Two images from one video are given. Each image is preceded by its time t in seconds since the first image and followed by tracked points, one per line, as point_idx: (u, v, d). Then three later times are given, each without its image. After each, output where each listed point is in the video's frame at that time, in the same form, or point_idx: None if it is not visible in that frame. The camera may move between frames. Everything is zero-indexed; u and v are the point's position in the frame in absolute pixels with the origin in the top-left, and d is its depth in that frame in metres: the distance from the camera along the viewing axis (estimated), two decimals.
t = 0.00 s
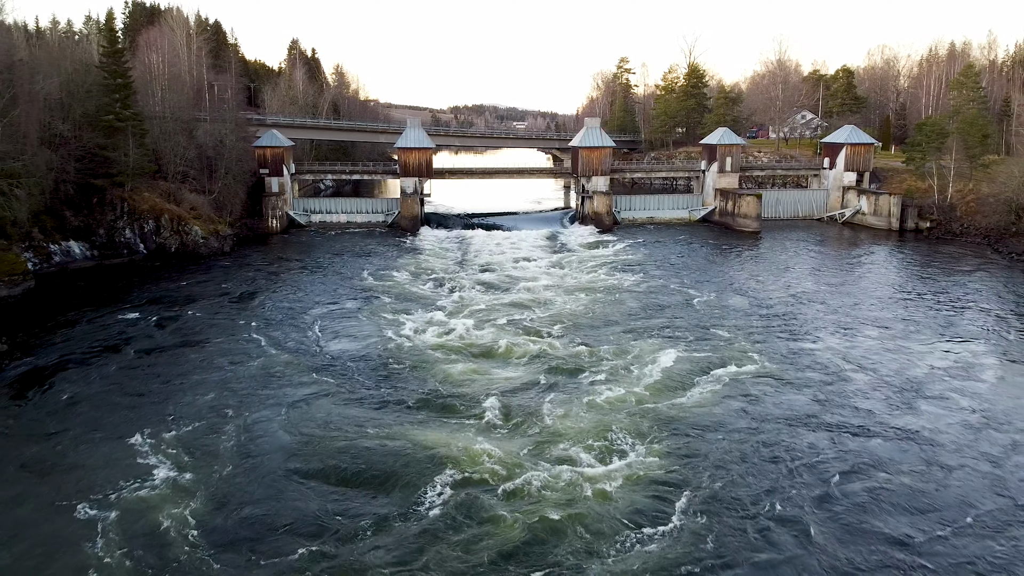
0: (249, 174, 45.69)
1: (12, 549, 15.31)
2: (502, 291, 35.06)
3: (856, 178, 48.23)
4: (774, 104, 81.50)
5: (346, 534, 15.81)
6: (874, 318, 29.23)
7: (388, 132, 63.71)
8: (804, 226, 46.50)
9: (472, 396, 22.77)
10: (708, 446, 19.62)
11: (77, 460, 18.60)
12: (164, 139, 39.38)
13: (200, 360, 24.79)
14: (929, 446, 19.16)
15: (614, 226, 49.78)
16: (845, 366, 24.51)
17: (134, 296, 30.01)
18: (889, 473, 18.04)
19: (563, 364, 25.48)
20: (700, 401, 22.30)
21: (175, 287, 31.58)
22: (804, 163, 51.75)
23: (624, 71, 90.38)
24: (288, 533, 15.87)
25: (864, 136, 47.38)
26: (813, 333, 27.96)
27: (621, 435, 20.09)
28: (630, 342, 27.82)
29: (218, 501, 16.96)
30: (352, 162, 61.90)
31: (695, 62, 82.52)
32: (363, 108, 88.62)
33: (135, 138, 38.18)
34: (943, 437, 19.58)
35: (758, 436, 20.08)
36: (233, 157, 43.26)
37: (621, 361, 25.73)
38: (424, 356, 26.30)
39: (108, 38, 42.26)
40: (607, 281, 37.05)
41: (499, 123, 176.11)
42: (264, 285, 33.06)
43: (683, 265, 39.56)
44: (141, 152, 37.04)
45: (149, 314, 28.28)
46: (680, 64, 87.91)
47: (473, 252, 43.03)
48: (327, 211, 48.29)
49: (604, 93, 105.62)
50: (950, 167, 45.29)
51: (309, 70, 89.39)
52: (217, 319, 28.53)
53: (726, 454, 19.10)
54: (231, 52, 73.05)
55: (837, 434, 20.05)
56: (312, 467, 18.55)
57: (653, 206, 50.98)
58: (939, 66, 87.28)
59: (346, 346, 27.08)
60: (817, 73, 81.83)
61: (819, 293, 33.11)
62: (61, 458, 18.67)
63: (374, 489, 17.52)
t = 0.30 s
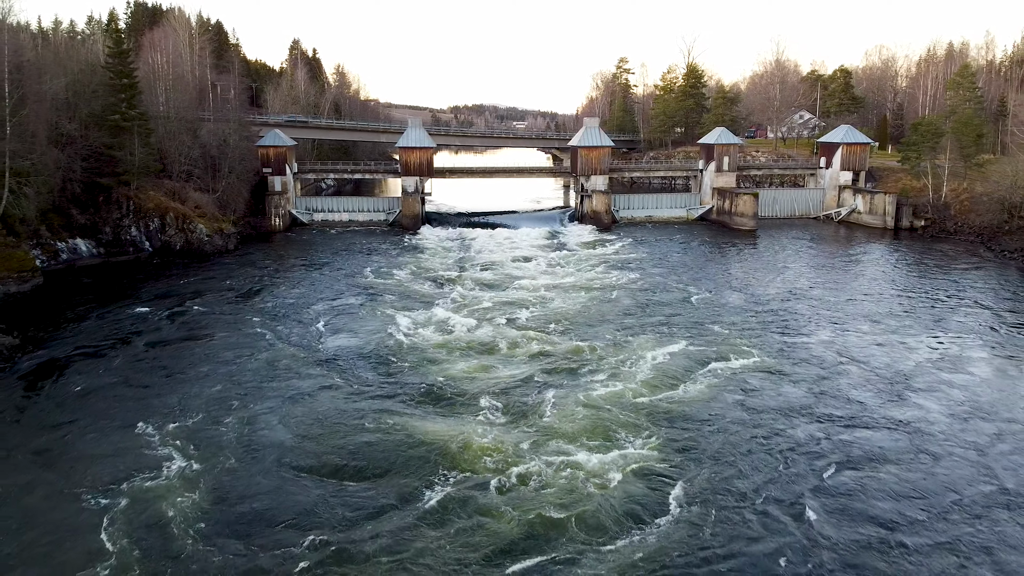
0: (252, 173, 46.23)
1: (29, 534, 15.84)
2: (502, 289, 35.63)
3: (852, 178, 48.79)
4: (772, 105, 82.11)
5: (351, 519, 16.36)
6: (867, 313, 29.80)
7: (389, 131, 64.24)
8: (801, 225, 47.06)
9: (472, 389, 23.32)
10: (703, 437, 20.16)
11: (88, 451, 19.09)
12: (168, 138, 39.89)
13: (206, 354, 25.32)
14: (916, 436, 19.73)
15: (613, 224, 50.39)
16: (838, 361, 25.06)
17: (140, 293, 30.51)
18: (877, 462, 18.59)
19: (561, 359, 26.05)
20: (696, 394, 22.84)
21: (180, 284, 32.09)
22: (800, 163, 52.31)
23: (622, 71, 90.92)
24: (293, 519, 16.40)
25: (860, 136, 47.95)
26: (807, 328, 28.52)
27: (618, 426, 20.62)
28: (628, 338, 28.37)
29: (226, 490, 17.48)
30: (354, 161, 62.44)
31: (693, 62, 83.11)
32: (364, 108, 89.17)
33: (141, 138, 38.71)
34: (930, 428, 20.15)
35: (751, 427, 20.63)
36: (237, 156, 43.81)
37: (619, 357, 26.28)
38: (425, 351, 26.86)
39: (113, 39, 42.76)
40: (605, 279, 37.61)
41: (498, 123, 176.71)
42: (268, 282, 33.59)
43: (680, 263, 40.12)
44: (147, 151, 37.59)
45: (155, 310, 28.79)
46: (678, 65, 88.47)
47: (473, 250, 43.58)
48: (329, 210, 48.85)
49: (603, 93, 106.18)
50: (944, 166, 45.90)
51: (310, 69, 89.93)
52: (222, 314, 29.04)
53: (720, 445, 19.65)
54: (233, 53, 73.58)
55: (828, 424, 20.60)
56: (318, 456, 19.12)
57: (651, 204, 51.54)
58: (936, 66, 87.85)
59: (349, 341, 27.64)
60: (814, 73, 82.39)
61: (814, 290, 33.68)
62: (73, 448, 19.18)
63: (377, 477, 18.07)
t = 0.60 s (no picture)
0: (255, 172, 46.80)
1: (44, 519, 16.38)
2: (502, 287, 36.19)
3: (848, 177, 49.32)
4: (770, 105, 82.74)
5: (356, 506, 16.92)
6: (862, 310, 30.33)
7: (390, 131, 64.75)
8: (798, 223, 47.59)
9: (473, 383, 23.87)
10: (697, 428, 20.71)
11: (99, 442, 19.59)
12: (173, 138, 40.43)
13: (212, 348, 25.84)
14: (905, 426, 20.28)
15: (611, 223, 51.03)
16: (831, 355, 25.59)
17: (146, 289, 31.04)
18: (866, 450, 19.14)
19: (559, 355, 26.64)
20: (692, 387, 23.37)
21: (185, 281, 32.62)
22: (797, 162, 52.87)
23: (621, 71, 91.42)
24: (299, 505, 16.94)
25: (856, 135, 48.49)
26: (802, 324, 29.04)
27: (616, 419, 21.16)
28: (625, 335, 28.91)
29: (235, 479, 18.03)
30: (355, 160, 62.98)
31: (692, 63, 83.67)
32: (365, 108, 89.65)
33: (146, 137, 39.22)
34: (918, 418, 20.72)
35: (744, 419, 21.18)
36: (240, 155, 44.40)
37: (617, 353, 26.80)
38: (427, 347, 27.41)
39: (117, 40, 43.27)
40: (603, 277, 38.16)
41: (498, 122, 177.34)
42: (271, 279, 34.13)
43: (678, 261, 40.68)
44: (152, 151, 38.18)
45: (161, 306, 29.30)
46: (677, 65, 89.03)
47: (473, 248, 44.13)
48: (331, 209, 49.40)
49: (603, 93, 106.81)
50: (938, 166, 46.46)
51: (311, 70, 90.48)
52: (227, 310, 29.58)
53: (714, 436, 20.20)
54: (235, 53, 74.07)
55: (819, 416, 21.12)
56: (323, 447, 19.66)
57: (650, 203, 52.10)
58: (934, 66, 88.36)
59: (352, 337, 28.16)
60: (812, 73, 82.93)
61: (809, 287, 34.18)
62: (85, 440, 19.69)
63: (381, 466, 18.66)
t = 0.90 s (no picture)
0: (258, 171, 47.35)
1: (57, 508, 16.88)
2: (503, 285, 36.75)
3: (844, 176, 49.87)
4: (768, 105, 83.41)
5: (360, 494, 17.46)
6: (855, 306, 30.91)
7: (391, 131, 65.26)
8: (794, 222, 48.13)
9: (475, 378, 24.45)
10: (693, 420, 21.26)
11: (110, 433, 20.12)
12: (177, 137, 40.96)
13: (218, 343, 26.40)
14: (894, 417, 20.85)
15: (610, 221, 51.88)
16: (824, 350, 26.15)
17: (153, 286, 31.60)
18: (856, 441, 19.68)
19: (557, 351, 27.21)
20: (688, 381, 23.93)
21: (191, 278, 33.16)
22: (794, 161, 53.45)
23: (621, 71, 91.95)
24: (305, 494, 17.47)
25: (852, 135, 49.06)
26: (797, 320, 29.59)
27: (614, 412, 21.72)
28: (623, 331, 29.47)
29: (243, 468, 18.58)
30: (357, 160, 63.55)
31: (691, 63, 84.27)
32: (366, 109, 90.26)
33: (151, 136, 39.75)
34: (907, 409, 21.27)
35: (739, 411, 21.72)
36: (243, 155, 44.95)
37: (615, 348, 27.36)
38: (429, 343, 27.98)
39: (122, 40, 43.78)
40: (602, 275, 38.73)
41: (498, 122, 177.99)
42: (275, 276, 34.67)
43: (675, 259, 41.24)
44: (158, 150, 38.72)
45: (168, 302, 29.86)
46: (677, 65, 89.62)
47: (473, 246, 44.72)
48: (333, 207, 49.98)
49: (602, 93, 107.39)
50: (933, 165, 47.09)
51: (312, 70, 91.09)
52: (233, 307, 30.14)
53: (709, 428, 20.73)
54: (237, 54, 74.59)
55: (812, 408, 21.70)
56: (328, 439, 20.22)
57: (648, 202, 52.69)
58: (932, 67, 88.91)
59: (355, 333, 28.72)
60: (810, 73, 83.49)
61: (804, 284, 34.75)
62: (97, 430, 20.22)
63: (385, 457, 19.23)
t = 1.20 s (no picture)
0: (261, 170, 47.86)
1: (71, 495, 17.41)
2: (502, 283, 37.26)
3: (841, 175, 50.37)
4: (767, 105, 83.97)
5: (365, 482, 18.03)
6: (849, 302, 31.42)
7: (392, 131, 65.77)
8: (791, 221, 48.62)
9: (476, 373, 24.96)
10: (688, 413, 21.78)
11: (121, 424, 20.63)
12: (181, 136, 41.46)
13: (224, 338, 26.90)
14: (885, 410, 21.37)
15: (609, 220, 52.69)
16: (818, 345, 26.65)
17: (159, 283, 32.12)
18: (847, 431, 20.22)
19: (556, 347, 27.72)
20: (685, 376, 24.45)
21: (196, 275, 33.67)
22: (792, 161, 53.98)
23: (621, 71, 92.44)
24: (311, 483, 18.00)
25: (848, 135, 49.58)
26: (792, 316, 30.07)
27: (611, 406, 22.23)
28: (621, 328, 29.96)
29: (251, 458, 19.09)
30: (358, 159, 64.06)
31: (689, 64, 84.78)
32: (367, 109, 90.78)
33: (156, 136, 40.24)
34: (897, 400, 21.84)
35: (733, 404, 22.27)
36: (247, 154, 45.48)
37: (613, 345, 27.86)
38: (430, 340, 28.48)
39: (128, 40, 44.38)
40: (601, 273, 39.25)
41: (498, 121, 178.61)
42: (278, 274, 35.17)
43: (673, 258, 41.74)
44: (163, 149, 39.24)
45: (174, 298, 30.36)
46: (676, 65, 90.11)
47: (473, 245, 45.23)
48: (335, 206, 50.49)
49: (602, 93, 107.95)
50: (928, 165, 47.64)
51: (314, 71, 91.65)
52: (238, 303, 30.65)
53: (704, 420, 21.29)
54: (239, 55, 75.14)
55: (805, 401, 22.20)
56: (332, 432, 20.73)
57: (647, 202, 53.22)
58: (929, 67, 89.45)
59: (357, 329, 29.23)
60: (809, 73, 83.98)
61: (799, 281, 35.24)
62: (108, 422, 20.73)
63: (387, 449, 19.74)
